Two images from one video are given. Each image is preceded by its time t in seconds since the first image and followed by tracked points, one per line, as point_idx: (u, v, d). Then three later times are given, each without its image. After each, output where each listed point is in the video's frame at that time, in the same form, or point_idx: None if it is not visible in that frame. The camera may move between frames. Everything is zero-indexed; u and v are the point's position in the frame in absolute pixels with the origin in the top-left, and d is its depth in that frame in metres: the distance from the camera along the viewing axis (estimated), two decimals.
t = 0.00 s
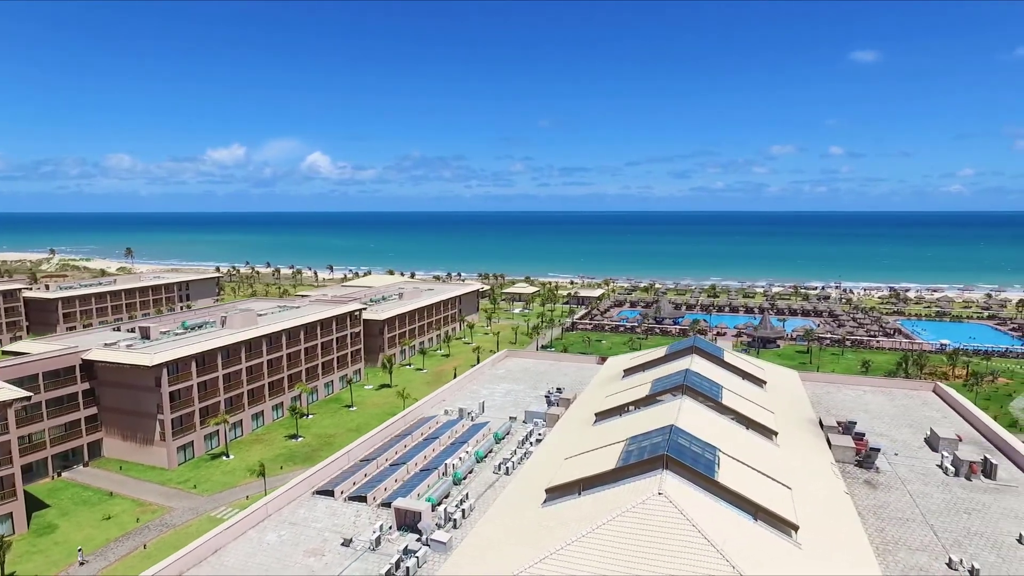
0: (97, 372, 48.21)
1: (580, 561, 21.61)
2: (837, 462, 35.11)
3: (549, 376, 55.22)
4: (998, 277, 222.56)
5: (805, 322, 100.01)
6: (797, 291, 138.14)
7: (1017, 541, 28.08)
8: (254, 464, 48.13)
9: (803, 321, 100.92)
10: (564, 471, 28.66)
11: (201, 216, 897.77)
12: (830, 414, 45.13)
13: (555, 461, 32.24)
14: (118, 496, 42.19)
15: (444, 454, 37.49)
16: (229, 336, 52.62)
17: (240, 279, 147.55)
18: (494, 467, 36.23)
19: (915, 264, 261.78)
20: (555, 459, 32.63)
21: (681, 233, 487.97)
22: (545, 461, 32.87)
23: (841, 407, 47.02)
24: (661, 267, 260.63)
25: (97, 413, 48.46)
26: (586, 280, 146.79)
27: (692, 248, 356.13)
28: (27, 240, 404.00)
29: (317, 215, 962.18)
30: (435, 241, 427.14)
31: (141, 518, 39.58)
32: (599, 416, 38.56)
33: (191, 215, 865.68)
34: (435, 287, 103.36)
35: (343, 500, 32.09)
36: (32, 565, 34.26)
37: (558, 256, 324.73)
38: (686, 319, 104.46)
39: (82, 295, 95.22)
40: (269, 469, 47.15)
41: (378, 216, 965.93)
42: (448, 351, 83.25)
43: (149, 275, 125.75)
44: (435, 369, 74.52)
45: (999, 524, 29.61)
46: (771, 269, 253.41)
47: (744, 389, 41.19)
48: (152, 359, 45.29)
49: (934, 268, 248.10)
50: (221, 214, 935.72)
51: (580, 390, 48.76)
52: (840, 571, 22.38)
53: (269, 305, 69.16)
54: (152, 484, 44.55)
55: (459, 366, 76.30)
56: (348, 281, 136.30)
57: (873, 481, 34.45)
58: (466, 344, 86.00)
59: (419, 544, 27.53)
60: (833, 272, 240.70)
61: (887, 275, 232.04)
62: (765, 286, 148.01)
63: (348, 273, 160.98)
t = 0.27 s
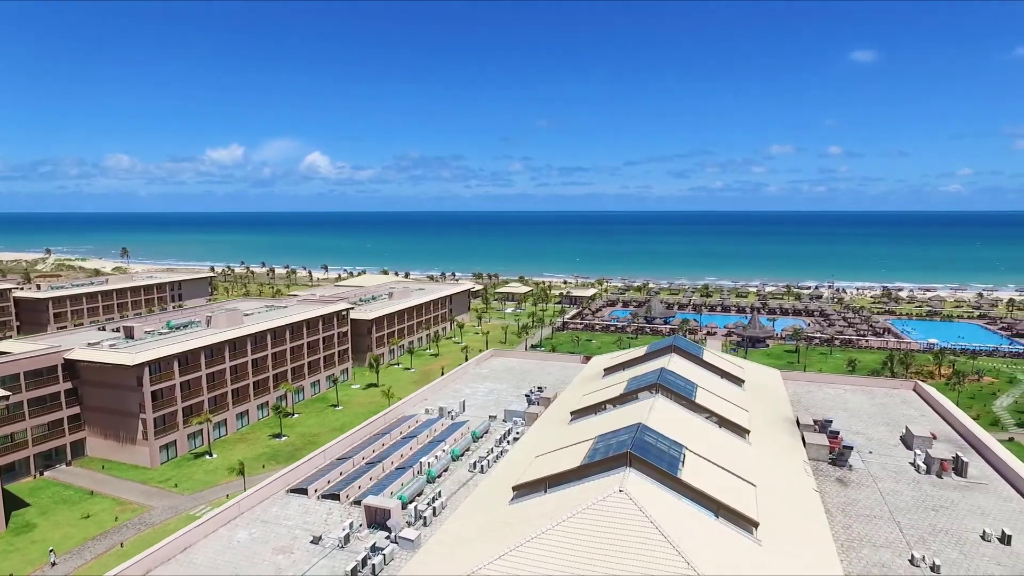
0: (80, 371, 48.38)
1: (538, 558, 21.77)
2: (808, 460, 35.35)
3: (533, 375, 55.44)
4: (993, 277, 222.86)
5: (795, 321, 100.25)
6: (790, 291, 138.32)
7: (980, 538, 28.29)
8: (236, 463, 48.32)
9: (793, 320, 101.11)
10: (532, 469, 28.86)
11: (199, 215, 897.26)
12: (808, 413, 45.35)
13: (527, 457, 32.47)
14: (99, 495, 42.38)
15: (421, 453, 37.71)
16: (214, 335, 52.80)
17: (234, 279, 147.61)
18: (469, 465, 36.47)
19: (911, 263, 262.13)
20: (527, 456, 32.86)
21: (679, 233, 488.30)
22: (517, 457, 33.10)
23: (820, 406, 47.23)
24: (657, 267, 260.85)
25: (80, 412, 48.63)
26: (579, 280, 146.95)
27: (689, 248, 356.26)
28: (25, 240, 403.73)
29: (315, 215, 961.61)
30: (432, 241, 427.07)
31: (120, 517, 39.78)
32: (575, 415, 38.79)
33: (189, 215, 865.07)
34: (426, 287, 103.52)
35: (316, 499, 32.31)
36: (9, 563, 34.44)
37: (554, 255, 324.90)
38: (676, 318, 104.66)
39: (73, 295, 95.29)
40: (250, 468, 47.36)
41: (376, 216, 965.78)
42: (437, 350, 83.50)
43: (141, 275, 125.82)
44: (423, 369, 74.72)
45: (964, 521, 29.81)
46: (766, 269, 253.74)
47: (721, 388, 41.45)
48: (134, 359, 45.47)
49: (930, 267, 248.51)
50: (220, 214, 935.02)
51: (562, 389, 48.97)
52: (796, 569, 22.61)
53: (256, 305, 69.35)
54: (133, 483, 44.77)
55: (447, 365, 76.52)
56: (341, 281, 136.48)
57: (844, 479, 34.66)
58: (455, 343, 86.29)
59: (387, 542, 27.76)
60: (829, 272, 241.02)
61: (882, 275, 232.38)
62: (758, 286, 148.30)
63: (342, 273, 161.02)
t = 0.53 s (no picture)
0: (64, 371, 48.56)
1: (495, 554, 21.98)
2: (782, 458, 35.52)
3: (517, 374, 55.63)
4: (988, 276, 222.81)
5: (786, 321, 100.39)
6: (783, 290, 138.42)
7: (946, 534, 28.48)
8: (219, 462, 48.54)
9: (784, 320, 101.23)
10: (501, 467, 29.07)
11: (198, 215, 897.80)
12: (787, 412, 45.56)
13: (499, 455, 32.69)
14: (80, 494, 42.59)
15: (397, 451, 37.91)
16: (198, 335, 52.99)
17: (229, 279, 147.80)
18: (445, 464, 36.67)
19: (907, 263, 262.18)
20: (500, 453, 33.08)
21: (677, 233, 488.48)
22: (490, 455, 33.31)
23: (800, 404, 47.42)
24: (654, 267, 261.00)
25: (64, 412, 48.82)
26: (573, 280, 147.10)
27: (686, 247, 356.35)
28: (22, 241, 403.77)
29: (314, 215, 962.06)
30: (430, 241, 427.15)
31: (100, 515, 39.98)
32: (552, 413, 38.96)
33: (189, 216, 867.09)
34: (418, 286, 103.69)
35: (290, 497, 32.51)
36: None
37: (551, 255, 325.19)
38: (668, 317, 104.81)
39: (65, 295, 95.41)
40: (233, 467, 47.58)
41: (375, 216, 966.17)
42: (427, 350, 83.71)
43: (135, 275, 125.98)
44: (411, 368, 74.92)
45: (932, 518, 29.99)
46: (763, 268, 253.83)
47: (699, 386, 41.65)
48: (116, 358, 45.65)
49: (926, 267, 248.74)
50: (219, 214, 936.54)
51: (543, 388, 49.17)
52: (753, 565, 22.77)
53: (244, 304, 69.55)
54: (115, 481, 44.98)
55: (436, 365, 76.72)
56: (335, 281, 136.71)
57: (817, 477, 34.84)
58: (445, 343, 86.52)
59: (355, 539, 27.96)
60: (825, 272, 241.10)
61: (878, 274, 232.48)
62: (752, 285, 148.45)
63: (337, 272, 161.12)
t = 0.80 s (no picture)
0: (46, 370, 48.70)
1: (452, 551, 22.16)
2: (755, 456, 35.66)
3: (499, 373, 55.83)
4: (983, 275, 223.04)
5: (775, 320, 100.59)
6: (775, 289, 138.63)
7: (910, 532, 28.70)
8: (200, 460, 48.74)
9: (773, 319, 101.46)
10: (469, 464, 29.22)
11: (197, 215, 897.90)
12: (766, 410, 45.74)
13: (471, 452, 32.84)
14: (59, 493, 42.75)
15: (373, 450, 38.06)
16: (181, 334, 53.12)
17: (222, 279, 147.90)
18: (419, 461, 36.84)
19: (902, 263, 262.54)
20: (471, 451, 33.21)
21: (674, 233, 488.80)
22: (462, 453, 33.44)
23: (779, 403, 47.60)
24: (650, 267, 261.22)
25: (46, 411, 48.97)
26: (566, 279, 147.31)
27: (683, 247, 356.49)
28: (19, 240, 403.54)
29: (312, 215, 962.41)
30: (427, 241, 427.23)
31: (78, 513, 40.15)
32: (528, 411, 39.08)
33: (188, 216, 867.31)
34: (408, 286, 103.88)
35: (263, 494, 32.67)
36: None
37: (548, 255, 325.60)
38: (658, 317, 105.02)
39: (55, 294, 95.54)
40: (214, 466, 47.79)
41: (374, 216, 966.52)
42: (416, 349, 83.90)
43: (128, 275, 126.10)
44: (399, 368, 75.12)
45: (898, 515, 30.21)
46: (758, 268, 253.98)
47: (675, 385, 41.82)
48: (97, 357, 45.78)
49: (920, 266, 249.19)
50: (218, 214, 936.65)
51: (524, 387, 49.35)
52: (710, 562, 22.92)
53: (231, 304, 69.69)
54: (96, 480, 45.15)
55: (424, 364, 76.93)
56: (328, 280, 136.87)
57: (788, 475, 35.03)
58: (434, 342, 86.74)
59: (323, 536, 28.13)
60: (821, 272, 241.35)
61: (873, 274, 232.78)
62: (745, 285, 148.68)
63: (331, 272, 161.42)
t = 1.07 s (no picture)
0: (27, 369, 48.80)
1: (411, 547, 22.35)
2: (728, 454, 35.84)
3: (483, 371, 55.95)
4: (977, 275, 223.44)
5: (765, 319, 100.79)
6: (768, 288, 138.92)
7: (876, 528, 28.88)
8: (182, 459, 48.88)
9: (763, 318, 101.72)
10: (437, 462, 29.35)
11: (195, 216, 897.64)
12: (744, 408, 45.94)
13: (442, 450, 32.91)
14: (39, 491, 42.88)
15: (349, 448, 38.22)
16: (164, 333, 53.14)
17: (216, 279, 147.99)
18: (394, 460, 36.97)
19: (898, 262, 262.80)
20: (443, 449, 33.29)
21: (672, 232, 489.12)
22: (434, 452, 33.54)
23: (758, 401, 47.80)
24: (646, 267, 261.28)
25: (28, 410, 49.09)
26: (559, 279, 147.51)
27: (679, 247, 356.60)
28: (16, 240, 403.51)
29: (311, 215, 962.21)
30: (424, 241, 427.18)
31: (55, 512, 40.27)
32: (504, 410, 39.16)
33: (187, 216, 866.88)
34: (399, 286, 104.05)
35: (235, 492, 32.82)
36: None
37: (545, 255, 325.77)
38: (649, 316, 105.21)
39: (45, 295, 95.74)
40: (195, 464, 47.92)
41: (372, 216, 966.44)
42: (404, 348, 84.01)
43: (121, 275, 126.24)
44: (386, 367, 75.32)
45: (865, 512, 30.38)
46: (754, 268, 254.02)
47: (653, 384, 41.93)
48: (78, 356, 45.87)
49: (915, 266, 249.62)
50: (217, 215, 936.23)
51: (505, 386, 49.49)
52: (668, 558, 23.06)
53: (219, 303, 69.80)
54: (76, 479, 45.28)
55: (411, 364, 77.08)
56: (321, 280, 137.03)
57: (761, 472, 35.15)
58: (423, 342, 86.90)
59: (291, 534, 28.30)
60: (816, 271, 241.55)
61: (868, 274, 233.06)
62: (739, 284, 148.85)
63: (325, 272, 161.59)
